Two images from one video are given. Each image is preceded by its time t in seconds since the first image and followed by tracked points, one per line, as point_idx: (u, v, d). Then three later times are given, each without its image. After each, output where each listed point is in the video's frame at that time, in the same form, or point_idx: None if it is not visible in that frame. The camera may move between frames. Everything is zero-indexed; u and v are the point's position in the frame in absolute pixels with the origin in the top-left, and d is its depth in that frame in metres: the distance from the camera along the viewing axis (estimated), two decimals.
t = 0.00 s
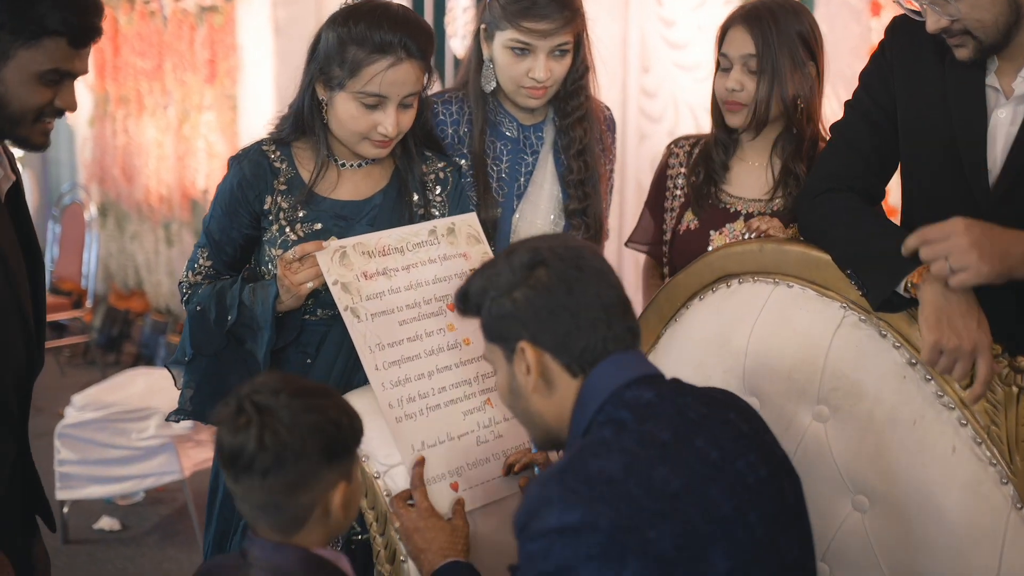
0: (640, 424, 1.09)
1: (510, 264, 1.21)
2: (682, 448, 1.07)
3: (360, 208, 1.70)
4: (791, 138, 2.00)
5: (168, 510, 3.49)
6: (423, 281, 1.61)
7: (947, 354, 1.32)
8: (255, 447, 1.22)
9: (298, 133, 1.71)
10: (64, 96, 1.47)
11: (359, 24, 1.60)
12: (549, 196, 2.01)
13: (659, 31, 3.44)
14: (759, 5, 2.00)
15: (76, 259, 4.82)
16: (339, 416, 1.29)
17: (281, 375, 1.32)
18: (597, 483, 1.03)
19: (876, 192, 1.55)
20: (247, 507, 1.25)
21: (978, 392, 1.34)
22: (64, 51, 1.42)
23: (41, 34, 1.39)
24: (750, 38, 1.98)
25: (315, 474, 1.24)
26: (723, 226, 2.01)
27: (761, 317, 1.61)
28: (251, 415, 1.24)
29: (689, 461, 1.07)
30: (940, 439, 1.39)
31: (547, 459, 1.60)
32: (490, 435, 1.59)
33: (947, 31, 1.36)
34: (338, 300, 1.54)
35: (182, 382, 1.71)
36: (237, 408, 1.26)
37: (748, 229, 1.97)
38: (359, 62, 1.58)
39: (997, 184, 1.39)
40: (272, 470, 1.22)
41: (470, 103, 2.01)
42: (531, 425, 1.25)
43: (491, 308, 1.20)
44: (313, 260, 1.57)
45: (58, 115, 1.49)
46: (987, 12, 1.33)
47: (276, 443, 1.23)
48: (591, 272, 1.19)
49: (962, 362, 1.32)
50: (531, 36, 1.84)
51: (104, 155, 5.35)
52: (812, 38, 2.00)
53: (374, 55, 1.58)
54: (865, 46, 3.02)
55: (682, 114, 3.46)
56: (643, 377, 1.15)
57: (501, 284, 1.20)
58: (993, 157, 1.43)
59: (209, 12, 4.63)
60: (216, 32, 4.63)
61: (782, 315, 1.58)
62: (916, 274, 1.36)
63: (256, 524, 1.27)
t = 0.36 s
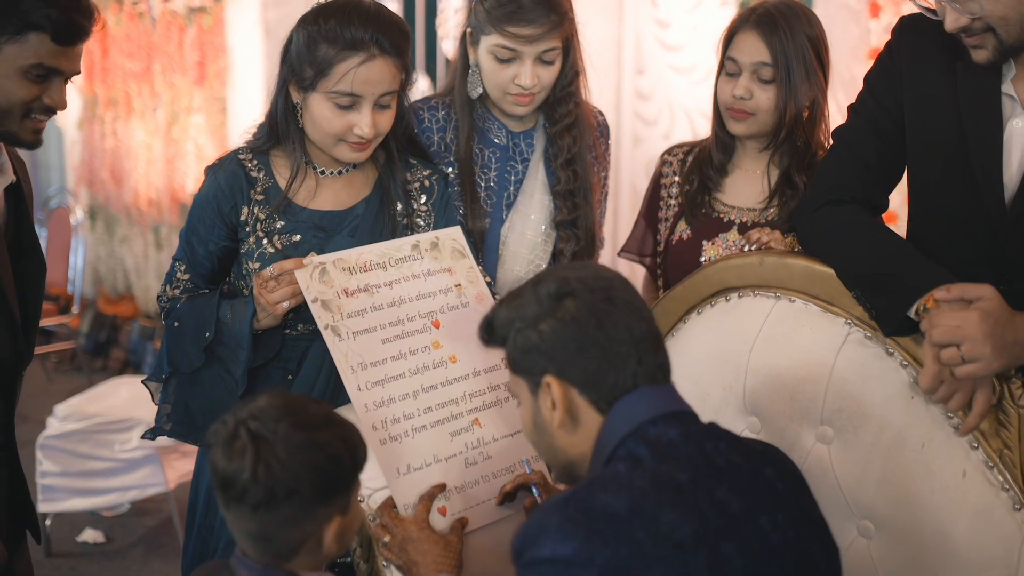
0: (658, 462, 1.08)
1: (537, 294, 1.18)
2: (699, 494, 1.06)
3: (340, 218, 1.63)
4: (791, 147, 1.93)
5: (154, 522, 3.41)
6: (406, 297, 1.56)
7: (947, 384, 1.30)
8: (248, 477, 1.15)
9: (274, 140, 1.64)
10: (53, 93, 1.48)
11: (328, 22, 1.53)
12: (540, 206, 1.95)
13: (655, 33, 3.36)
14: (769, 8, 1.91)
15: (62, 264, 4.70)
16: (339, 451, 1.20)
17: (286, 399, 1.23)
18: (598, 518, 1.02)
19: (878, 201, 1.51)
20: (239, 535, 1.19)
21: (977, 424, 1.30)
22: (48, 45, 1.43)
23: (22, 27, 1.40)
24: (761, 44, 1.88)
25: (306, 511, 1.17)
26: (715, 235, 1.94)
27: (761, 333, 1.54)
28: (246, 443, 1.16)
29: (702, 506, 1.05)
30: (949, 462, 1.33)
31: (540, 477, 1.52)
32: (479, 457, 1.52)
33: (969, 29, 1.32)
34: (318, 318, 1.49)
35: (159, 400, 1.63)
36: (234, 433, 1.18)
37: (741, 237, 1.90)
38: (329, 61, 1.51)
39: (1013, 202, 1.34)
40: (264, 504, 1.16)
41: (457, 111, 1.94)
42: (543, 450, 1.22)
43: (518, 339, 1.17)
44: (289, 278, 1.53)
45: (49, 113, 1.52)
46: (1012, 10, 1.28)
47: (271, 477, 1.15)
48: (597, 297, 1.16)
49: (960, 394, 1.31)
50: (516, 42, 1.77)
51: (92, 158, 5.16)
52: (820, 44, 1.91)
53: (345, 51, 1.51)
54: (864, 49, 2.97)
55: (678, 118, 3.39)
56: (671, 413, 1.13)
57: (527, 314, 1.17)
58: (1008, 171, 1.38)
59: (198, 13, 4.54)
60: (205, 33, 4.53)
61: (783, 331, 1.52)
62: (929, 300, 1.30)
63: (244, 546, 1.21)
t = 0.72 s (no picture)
0: (672, 476, 1.06)
1: (542, 305, 1.16)
2: (714, 506, 1.04)
3: (341, 220, 1.59)
4: (804, 146, 1.89)
5: (147, 528, 3.35)
6: (406, 301, 1.54)
7: (958, 392, 1.27)
8: (277, 467, 1.13)
9: (273, 140, 1.61)
10: (24, 73, 1.53)
11: (325, 19, 1.50)
12: (543, 207, 1.92)
13: (653, 32, 3.35)
14: (779, 6, 1.88)
15: (52, 264, 4.62)
16: (365, 444, 1.17)
17: (314, 389, 1.20)
18: (613, 533, 0.98)
19: (888, 204, 1.48)
20: (268, 521, 1.17)
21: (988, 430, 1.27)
22: (14, 23, 1.47)
23: None
24: (769, 45, 1.85)
25: (331, 501, 1.15)
26: (726, 232, 1.91)
27: (768, 337, 1.52)
28: (276, 433, 1.14)
29: (717, 519, 1.03)
30: (961, 468, 1.30)
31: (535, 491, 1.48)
32: (482, 464, 1.49)
33: (987, 24, 1.31)
34: (316, 325, 1.45)
35: (157, 404, 1.60)
36: (265, 423, 1.16)
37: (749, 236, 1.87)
38: (326, 58, 1.48)
39: None
40: (292, 494, 1.14)
41: (459, 110, 1.91)
42: (549, 462, 1.21)
43: (524, 348, 1.16)
44: (285, 284, 1.49)
45: (25, 94, 1.56)
46: None
47: (299, 469, 1.13)
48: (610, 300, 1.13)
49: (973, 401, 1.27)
50: (520, 40, 1.75)
51: (83, 157, 5.11)
52: (831, 42, 1.88)
53: (341, 49, 1.47)
54: (866, 49, 2.94)
55: (677, 117, 3.37)
56: (682, 426, 1.11)
57: (532, 325, 1.15)
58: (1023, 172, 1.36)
59: (191, 10, 4.48)
60: (199, 31, 4.49)
61: (791, 335, 1.50)
62: (942, 307, 1.27)
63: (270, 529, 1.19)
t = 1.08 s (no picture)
0: (656, 480, 1.01)
1: (519, 312, 1.12)
2: (702, 509, 1.00)
3: (327, 220, 1.57)
4: (795, 146, 1.90)
5: (120, 533, 3.21)
6: (394, 303, 1.51)
7: (954, 392, 1.28)
8: (307, 458, 1.11)
9: (257, 139, 1.59)
10: None
11: (314, 17, 1.47)
12: (531, 209, 1.91)
13: (630, 32, 3.35)
14: (770, 8, 1.88)
15: (18, 265, 4.49)
16: (394, 441, 1.15)
17: (345, 385, 1.19)
18: (599, 540, 0.95)
19: (877, 205, 1.48)
20: (291, 515, 1.15)
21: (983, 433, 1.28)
22: None
23: None
24: (759, 47, 1.85)
25: (358, 496, 1.13)
26: (715, 230, 1.92)
27: (759, 338, 1.51)
28: (307, 423, 1.13)
29: (705, 521, 0.99)
30: (953, 468, 1.30)
31: (519, 492, 1.44)
32: (471, 469, 1.48)
33: (974, 27, 1.31)
34: (303, 328, 1.43)
35: (137, 408, 1.56)
36: (295, 414, 1.14)
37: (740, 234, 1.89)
38: (316, 57, 1.45)
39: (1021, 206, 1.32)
40: (320, 486, 1.11)
41: (447, 110, 1.89)
42: (530, 471, 1.17)
43: (502, 358, 1.11)
44: (270, 287, 1.46)
45: None
46: (1019, 5, 1.26)
47: (328, 461, 1.11)
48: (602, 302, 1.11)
49: (967, 402, 1.28)
50: (512, 42, 1.73)
51: (49, 156, 4.93)
52: (822, 44, 1.89)
53: (331, 48, 1.45)
54: (842, 49, 2.96)
55: (654, 116, 3.36)
56: (665, 429, 1.07)
57: (509, 333, 1.11)
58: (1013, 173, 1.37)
59: (161, 8, 4.40)
60: (168, 29, 4.40)
61: (781, 335, 1.49)
62: (936, 306, 1.28)
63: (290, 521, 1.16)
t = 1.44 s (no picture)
0: (653, 484, 1.00)
1: (515, 316, 1.11)
2: (698, 512, 0.99)
3: (318, 224, 1.56)
4: (787, 150, 1.90)
5: (101, 536, 3.15)
6: (386, 306, 1.50)
7: (949, 394, 1.29)
8: (333, 462, 1.13)
9: (246, 141, 1.57)
10: None
11: (306, 18, 1.46)
12: (523, 212, 1.90)
13: (612, 33, 3.23)
14: (762, 11, 1.88)
15: None
16: (418, 452, 1.17)
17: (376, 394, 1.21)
18: (598, 543, 0.93)
19: (869, 206, 1.48)
20: (312, 518, 1.17)
21: (977, 433, 1.29)
22: None
23: None
24: (753, 50, 1.85)
25: (377, 504, 1.14)
26: (704, 231, 1.92)
27: (752, 340, 1.51)
28: (337, 428, 1.15)
29: (701, 525, 0.98)
30: (948, 469, 1.31)
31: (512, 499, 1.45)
32: (465, 473, 1.46)
33: (963, 32, 1.31)
34: (295, 331, 1.43)
35: (124, 413, 1.54)
36: (326, 419, 1.16)
37: (729, 236, 1.88)
38: (308, 59, 1.43)
39: (1012, 208, 1.33)
40: (342, 491, 1.13)
41: (438, 111, 1.87)
42: (526, 473, 1.15)
43: (498, 360, 1.10)
44: (261, 288, 1.46)
45: None
46: (1008, 10, 1.27)
47: (354, 468, 1.13)
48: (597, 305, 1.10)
49: (961, 404, 1.29)
50: (508, 46, 1.71)
51: (22, 155, 4.60)
52: (814, 47, 1.89)
53: (323, 49, 1.43)
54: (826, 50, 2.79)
55: (635, 119, 3.24)
56: (660, 433, 1.06)
57: (506, 338, 1.10)
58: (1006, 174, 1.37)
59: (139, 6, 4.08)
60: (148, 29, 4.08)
61: (774, 339, 1.49)
62: (931, 310, 1.28)
63: (307, 525, 1.18)
